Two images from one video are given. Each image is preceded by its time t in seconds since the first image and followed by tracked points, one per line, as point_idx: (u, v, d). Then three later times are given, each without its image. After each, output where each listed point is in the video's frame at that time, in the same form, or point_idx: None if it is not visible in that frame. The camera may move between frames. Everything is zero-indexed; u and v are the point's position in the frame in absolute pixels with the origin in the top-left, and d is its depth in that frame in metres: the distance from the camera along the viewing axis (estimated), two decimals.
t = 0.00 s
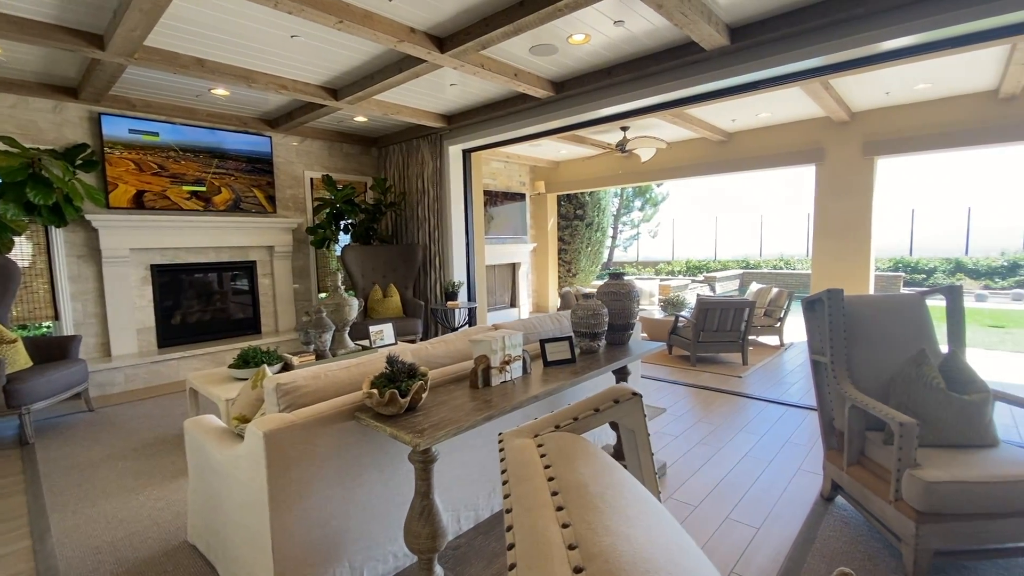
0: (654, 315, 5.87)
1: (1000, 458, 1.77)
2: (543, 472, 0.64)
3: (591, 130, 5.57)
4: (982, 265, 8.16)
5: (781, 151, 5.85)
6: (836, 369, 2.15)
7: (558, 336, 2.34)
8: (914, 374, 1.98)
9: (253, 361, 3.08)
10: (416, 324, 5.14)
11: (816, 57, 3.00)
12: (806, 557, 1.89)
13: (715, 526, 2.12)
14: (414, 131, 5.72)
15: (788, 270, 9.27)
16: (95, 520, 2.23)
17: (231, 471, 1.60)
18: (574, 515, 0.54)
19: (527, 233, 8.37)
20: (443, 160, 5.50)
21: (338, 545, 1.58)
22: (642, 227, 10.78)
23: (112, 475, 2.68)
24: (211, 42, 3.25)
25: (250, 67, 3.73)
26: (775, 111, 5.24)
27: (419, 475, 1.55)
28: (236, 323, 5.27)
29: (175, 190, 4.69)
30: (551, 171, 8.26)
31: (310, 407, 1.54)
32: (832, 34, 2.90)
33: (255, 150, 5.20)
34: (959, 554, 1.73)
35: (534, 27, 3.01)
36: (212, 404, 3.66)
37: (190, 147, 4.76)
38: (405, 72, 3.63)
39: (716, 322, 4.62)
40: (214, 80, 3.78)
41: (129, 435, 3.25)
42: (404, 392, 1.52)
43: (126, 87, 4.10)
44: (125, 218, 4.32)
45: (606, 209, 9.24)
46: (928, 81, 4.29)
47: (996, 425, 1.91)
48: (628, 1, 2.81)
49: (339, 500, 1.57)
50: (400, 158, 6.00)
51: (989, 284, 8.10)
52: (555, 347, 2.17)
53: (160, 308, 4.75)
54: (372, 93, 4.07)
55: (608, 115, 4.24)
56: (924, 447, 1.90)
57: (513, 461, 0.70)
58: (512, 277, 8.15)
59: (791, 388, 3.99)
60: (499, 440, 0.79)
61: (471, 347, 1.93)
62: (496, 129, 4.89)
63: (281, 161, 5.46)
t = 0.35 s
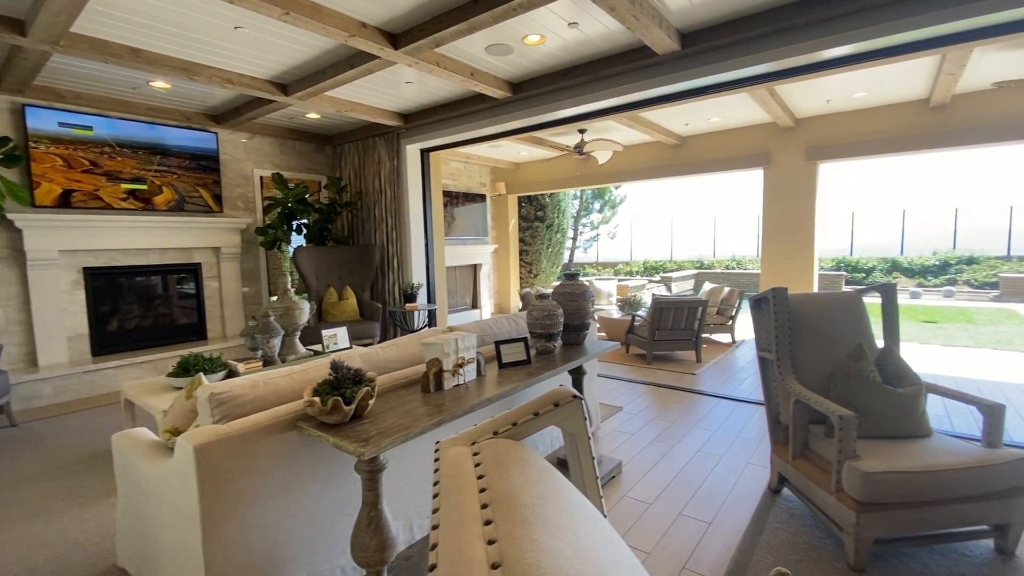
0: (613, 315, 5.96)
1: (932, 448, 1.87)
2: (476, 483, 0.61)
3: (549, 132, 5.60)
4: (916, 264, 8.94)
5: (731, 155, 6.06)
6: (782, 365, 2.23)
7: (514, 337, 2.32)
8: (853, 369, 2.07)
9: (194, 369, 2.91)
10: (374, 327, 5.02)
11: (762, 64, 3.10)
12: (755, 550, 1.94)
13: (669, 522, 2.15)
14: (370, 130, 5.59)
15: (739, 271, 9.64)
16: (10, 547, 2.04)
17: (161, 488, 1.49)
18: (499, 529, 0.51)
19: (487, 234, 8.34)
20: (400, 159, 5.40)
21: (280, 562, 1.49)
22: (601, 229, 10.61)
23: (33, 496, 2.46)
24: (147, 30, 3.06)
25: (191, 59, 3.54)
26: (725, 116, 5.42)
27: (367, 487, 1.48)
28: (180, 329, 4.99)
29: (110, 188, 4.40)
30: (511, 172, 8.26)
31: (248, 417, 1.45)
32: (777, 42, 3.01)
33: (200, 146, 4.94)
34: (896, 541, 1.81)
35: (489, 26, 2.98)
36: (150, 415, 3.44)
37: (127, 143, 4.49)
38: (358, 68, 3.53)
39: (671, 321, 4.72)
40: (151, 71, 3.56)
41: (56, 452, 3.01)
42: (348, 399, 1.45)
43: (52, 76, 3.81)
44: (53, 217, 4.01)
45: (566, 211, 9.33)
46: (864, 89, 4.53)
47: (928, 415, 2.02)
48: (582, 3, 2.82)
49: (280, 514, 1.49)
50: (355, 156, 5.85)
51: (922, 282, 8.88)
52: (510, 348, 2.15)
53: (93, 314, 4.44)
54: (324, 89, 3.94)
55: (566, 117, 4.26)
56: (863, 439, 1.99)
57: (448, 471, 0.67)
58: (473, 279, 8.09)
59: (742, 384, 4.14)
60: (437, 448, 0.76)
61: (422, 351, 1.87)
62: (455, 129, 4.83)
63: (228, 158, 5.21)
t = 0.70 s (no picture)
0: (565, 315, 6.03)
1: (858, 438, 1.99)
2: (400, 503, 0.58)
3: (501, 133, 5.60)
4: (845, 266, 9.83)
5: (677, 160, 6.27)
6: (723, 363, 2.31)
7: (463, 341, 2.29)
8: (787, 365, 2.17)
9: (117, 382, 2.68)
10: (320, 332, 4.83)
11: (703, 72, 3.21)
12: (699, 544, 1.99)
13: (617, 520, 2.18)
14: (315, 127, 5.38)
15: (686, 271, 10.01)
16: None
17: (70, 516, 1.36)
18: (419, 553, 0.48)
19: (440, 235, 8.24)
20: (347, 158, 5.23)
21: None
22: (555, 230, 10.90)
23: None
24: (60, 13, 2.80)
25: (113, 47, 3.27)
26: (670, 122, 5.61)
27: (304, 503, 1.41)
28: (105, 338, 4.61)
29: (22, 184, 4.01)
30: (464, 173, 8.20)
31: (170, 434, 1.35)
32: (716, 52, 3.13)
33: (128, 141, 4.60)
34: (828, 529, 1.90)
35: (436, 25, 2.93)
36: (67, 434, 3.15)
37: (42, 136, 4.10)
38: (300, 63, 3.38)
39: (621, 321, 4.83)
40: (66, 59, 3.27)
41: None
42: (281, 411, 1.37)
43: None
44: None
45: (519, 212, 9.37)
46: (797, 99, 4.80)
47: (854, 407, 2.15)
48: (529, 5, 2.82)
49: (208, 537, 1.38)
50: (300, 155, 5.62)
51: (850, 280, 9.79)
52: (458, 352, 2.11)
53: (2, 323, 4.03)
54: (264, 84, 3.76)
55: (516, 119, 4.26)
56: (797, 432, 2.09)
57: (372, 491, 0.63)
58: (426, 281, 7.97)
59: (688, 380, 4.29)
60: (364, 466, 0.71)
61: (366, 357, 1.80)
62: (404, 128, 4.73)
63: (159, 155, 4.88)
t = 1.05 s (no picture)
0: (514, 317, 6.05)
1: (785, 430, 2.11)
2: (316, 525, 0.54)
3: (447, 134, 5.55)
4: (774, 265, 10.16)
5: (620, 165, 6.45)
6: (661, 361, 2.38)
7: (406, 346, 2.23)
8: (720, 363, 2.27)
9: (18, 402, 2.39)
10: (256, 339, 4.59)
11: (642, 80, 3.30)
12: (641, 539, 2.05)
13: (563, 520, 2.20)
14: (250, 124, 5.12)
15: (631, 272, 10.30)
16: None
17: None
18: None
19: (387, 237, 8.06)
20: (285, 156, 5.01)
21: None
22: (504, 233, 10.58)
23: None
24: None
25: (15, 30, 2.97)
26: (613, 128, 5.75)
27: (230, 523, 1.32)
28: (10, 350, 4.15)
29: None
30: (411, 174, 8.06)
31: (75, 456, 1.23)
32: (654, 61, 3.24)
33: (36, 134, 4.18)
34: (759, 517, 2.00)
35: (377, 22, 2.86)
36: None
37: None
38: (231, 56, 3.20)
39: (567, 322, 4.89)
40: None
41: None
42: (203, 426, 1.28)
43: None
44: None
45: (468, 214, 9.31)
46: (730, 109, 5.06)
47: (781, 400, 2.28)
48: (471, 7, 2.81)
49: (123, 565, 1.28)
50: (234, 152, 5.33)
51: (780, 279, 10.10)
52: (401, 358, 2.05)
53: None
54: (192, 76, 3.53)
55: (462, 120, 4.23)
56: (730, 426, 2.19)
57: (286, 514, 0.59)
58: (372, 284, 7.76)
59: (633, 379, 4.41)
60: (282, 486, 0.67)
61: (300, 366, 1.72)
62: (346, 127, 4.58)
63: (73, 150, 4.48)
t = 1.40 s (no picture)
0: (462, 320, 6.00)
1: (718, 423, 2.22)
2: (229, 548, 0.52)
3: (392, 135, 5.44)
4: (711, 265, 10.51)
5: (565, 168, 6.56)
6: (603, 361, 2.45)
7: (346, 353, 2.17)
8: (658, 361, 2.35)
9: None
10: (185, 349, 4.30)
11: (585, 86, 3.38)
12: (585, 536, 2.09)
13: (509, 522, 2.21)
14: (177, 118, 4.80)
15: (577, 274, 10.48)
16: None
17: None
18: None
19: (329, 239, 7.79)
20: (217, 154, 4.73)
21: None
22: (453, 234, 10.64)
23: None
24: None
25: None
26: (558, 132, 5.85)
27: (149, 549, 1.22)
28: None
29: None
30: (354, 174, 7.84)
31: None
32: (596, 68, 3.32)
33: None
34: (695, 508, 2.10)
35: (314, 17, 2.76)
36: None
37: None
38: (153, 46, 2.99)
39: (515, 324, 4.92)
40: None
41: None
42: (115, 445, 1.18)
43: None
44: None
45: (415, 216, 9.17)
46: (667, 117, 5.28)
47: (715, 395, 2.39)
48: (413, 6, 2.77)
49: None
50: (159, 148, 4.98)
51: (715, 279, 10.44)
52: (340, 365, 1.98)
53: None
54: (108, 66, 3.26)
55: (406, 120, 4.16)
56: (668, 421, 2.28)
57: (197, 539, 0.55)
58: (314, 287, 7.48)
59: (578, 378, 4.49)
60: (195, 509, 0.63)
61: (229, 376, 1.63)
62: (283, 125, 4.39)
63: None
